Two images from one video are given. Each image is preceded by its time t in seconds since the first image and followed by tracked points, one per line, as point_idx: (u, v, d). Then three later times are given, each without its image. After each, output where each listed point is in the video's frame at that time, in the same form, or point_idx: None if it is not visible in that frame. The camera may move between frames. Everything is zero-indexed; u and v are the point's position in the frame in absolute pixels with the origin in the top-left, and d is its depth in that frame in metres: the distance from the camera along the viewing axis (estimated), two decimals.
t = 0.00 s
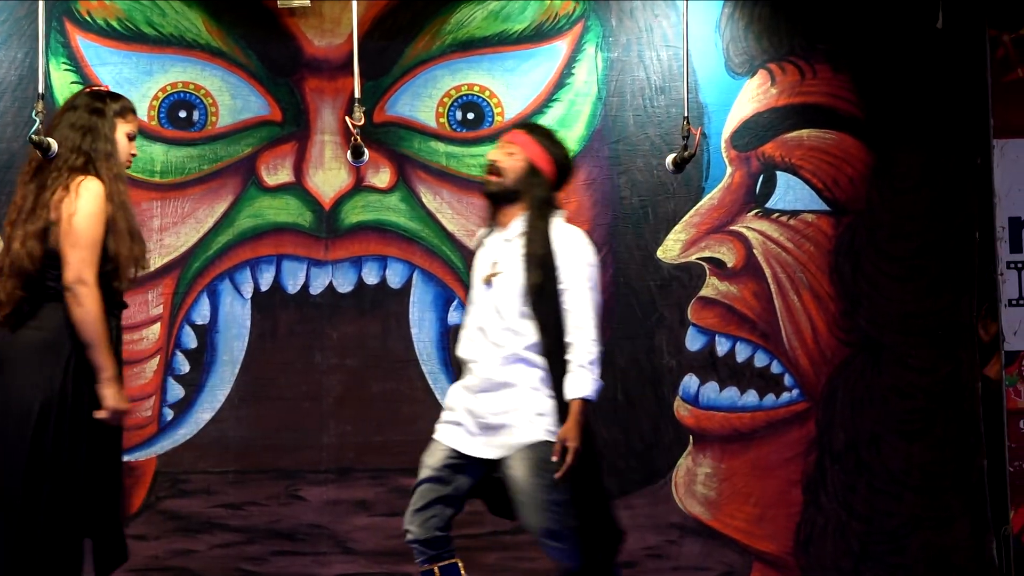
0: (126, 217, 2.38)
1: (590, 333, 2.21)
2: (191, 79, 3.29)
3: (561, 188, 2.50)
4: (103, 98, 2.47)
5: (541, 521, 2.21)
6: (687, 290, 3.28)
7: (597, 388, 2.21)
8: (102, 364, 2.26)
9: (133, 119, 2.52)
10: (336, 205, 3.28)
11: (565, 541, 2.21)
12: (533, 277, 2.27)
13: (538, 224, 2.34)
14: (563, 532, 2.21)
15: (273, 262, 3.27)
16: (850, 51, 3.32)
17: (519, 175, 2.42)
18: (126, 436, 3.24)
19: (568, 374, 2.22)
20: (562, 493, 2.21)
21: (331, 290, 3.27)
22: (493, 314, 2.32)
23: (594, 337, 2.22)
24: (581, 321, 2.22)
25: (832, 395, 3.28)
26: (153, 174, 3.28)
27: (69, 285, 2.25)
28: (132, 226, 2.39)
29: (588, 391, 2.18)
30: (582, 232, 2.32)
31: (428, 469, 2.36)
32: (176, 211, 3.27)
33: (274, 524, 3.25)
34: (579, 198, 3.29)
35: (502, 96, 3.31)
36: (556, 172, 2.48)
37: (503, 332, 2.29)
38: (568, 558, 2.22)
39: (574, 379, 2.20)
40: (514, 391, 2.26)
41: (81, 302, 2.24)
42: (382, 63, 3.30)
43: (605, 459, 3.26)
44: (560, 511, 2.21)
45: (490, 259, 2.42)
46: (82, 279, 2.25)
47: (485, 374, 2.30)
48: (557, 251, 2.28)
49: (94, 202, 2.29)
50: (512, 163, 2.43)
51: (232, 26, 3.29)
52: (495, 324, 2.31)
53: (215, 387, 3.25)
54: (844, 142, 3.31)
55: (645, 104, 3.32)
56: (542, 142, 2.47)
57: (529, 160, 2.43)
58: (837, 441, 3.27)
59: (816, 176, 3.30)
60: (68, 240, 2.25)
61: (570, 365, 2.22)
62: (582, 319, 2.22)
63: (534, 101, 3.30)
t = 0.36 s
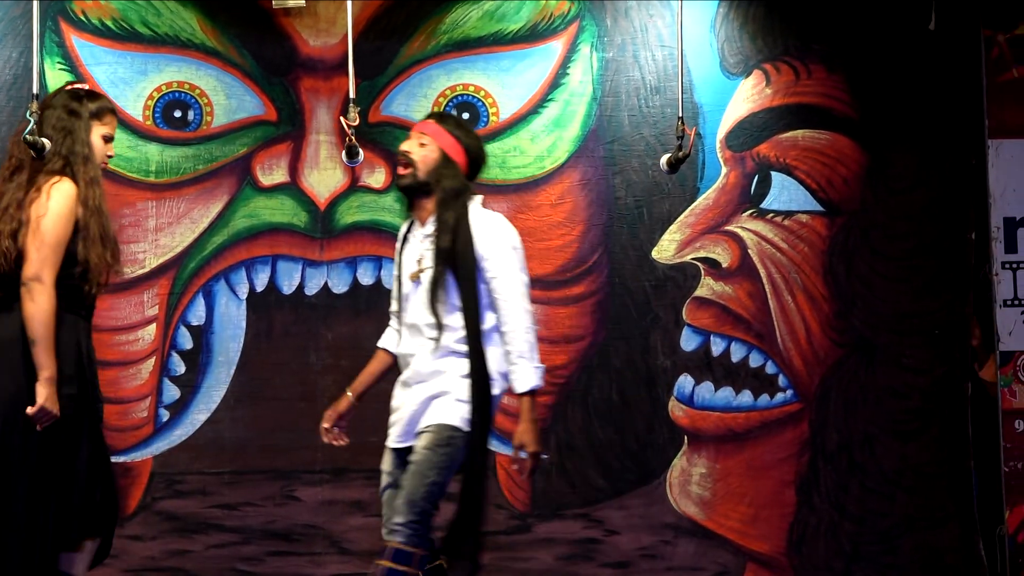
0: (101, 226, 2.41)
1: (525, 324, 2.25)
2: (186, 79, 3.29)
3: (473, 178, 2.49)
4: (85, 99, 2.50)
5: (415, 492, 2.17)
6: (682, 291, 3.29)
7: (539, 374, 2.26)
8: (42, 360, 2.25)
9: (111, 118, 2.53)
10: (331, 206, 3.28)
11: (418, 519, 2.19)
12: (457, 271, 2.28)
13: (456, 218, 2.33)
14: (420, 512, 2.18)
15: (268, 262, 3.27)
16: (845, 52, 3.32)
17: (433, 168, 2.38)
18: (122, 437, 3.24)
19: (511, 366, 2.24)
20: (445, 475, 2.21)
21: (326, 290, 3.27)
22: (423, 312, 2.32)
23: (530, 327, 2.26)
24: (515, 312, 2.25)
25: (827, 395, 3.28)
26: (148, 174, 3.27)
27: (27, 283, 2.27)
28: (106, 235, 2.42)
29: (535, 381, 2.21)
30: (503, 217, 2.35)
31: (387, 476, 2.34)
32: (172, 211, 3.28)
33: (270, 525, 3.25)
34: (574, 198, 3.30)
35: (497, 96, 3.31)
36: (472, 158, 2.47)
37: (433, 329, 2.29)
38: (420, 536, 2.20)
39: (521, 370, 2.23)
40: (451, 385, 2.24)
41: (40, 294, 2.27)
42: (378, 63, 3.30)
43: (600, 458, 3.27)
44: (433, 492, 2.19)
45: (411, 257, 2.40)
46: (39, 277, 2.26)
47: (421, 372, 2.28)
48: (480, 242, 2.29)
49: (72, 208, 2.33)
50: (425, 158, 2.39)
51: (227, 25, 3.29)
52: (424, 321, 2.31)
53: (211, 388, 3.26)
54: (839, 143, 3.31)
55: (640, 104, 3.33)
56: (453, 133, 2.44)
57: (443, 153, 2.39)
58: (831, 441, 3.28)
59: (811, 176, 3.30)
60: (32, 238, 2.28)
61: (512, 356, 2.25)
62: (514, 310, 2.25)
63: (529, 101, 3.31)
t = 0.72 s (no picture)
0: (59, 232, 2.53)
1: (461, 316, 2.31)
2: (188, 73, 3.28)
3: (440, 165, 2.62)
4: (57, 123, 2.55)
5: (370, 496, 2.28)
6: (685, 286, 3.29)
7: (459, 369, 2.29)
8: None
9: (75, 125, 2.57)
10: (334, 200, 3.29)
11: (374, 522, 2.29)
12: (409, 258, 2.39)
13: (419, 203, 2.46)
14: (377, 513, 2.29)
15: (271, 257, 3.27)
16: (848, 48, 3.32)
17: (397, 155, 2.51)
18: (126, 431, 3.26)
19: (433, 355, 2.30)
20: (399, 476, 2.30)
21: (330, 285, 3.28)
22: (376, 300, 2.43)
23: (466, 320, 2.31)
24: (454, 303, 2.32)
25: (829, 391, 3.28)
26: (151, 168, 3.27)
27: None
28: (50, 236, 2.51)
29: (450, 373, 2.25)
30: (465, 212, 2.46)
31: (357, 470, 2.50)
32: (175, 206, 3.28)
33: (273, 519, 3.27)
34: (578, 193, 3.30)
35: (500, 91, 3.30)
36: (437, 147, 2.60)
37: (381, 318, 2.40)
38: (380, 540, 2.31)
39: (439, 360, 2.27)
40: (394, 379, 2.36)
41: None
42: (380, 58, 3.29)
43: (603, 453, 3.28)
44: (387, 492, 2.29)
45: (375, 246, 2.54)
46: None
47: (369, 359, 2.40)
48: (439, 230, 2.39)
49: (14, 207, 2.47)
50: (390, 144, 2.52)
51: (229, 19, 3.28)
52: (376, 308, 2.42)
53: (214, 382, 3.27)
54: (842, 139, 3.31)
55: (644, 99, 3.32)
56: (417, 119, 2.57)
57: (406, 140, 2.53)
58: (834, 437, 3.28)
59: (814, 172, 3.30)
60: None
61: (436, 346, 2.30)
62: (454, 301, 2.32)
63: (532, 96, 3.30)
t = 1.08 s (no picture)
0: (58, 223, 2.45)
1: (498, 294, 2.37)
2: (260, 66, 3.29)
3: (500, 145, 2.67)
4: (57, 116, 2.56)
5: (419, 494, 2.44)
6: (756, 279, 3.28)
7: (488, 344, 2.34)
8: None
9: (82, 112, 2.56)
10: (405, 192, 3.30)
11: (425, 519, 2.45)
12: (458, 235, 2.46)
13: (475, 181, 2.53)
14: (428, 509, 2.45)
15: (343, 249, 3.29)
16: (920, 39, 3.30)
17: (453, 136, 2.59)
18: (199, 424, 3.28)
19: (467, 328, 2.36)
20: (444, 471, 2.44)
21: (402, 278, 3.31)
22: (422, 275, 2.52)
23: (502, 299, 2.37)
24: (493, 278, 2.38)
25: (903, 385, 3.27)
26: (223, 162, 3.29)
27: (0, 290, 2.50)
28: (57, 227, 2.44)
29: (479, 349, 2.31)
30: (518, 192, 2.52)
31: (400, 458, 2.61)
32: (247, 198, 3.30)
33: (347, 511, 3.30)
34: (648, 185, 3.29)
35: (569, 83, 3.29)
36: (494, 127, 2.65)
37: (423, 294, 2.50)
38: (434, 532, 2.47)
39: (470, 333, 2.32)
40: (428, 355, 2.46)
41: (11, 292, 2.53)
42: (449, 50, 3.28)
43: (674, 446, 3.30)
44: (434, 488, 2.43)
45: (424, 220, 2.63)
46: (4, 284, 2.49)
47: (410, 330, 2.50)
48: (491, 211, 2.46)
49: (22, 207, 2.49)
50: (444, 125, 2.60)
51: (300, 13, 3.30)
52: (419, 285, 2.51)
53: (287, 374, 3.30)
54: (913, 130, 3.29)
55: (714, 91, 3.30)
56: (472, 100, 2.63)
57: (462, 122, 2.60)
58: (908, 431, 3.26)
59: (885, 164, 3.29)
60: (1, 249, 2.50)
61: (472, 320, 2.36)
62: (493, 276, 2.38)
63: (601, 89, 3.29)
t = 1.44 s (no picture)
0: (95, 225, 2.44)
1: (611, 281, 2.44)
2: (362, 64, 3.29)
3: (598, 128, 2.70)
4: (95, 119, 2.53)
5: (519, 491, 2.47)
6: (861, 273, 3.28)
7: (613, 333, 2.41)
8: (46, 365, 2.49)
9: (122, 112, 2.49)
10: (507, 188, 3.30)
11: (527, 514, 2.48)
12: (559, 214, 2.51)
13: (570, 161, 2.58)
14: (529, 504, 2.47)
15: (446, 246, 3.30)
16: None
17: (547, 119, 2.65)
18: (304, 420, 3.30)
19: (588, 320, 2.42)
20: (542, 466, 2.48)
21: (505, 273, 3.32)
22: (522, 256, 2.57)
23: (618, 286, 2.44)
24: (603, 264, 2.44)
25: (1009, 379, 3.27)
26: (326, 159, 3.29)
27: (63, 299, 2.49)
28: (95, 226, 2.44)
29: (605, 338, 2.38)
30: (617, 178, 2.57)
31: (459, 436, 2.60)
32: (350, 195, 3.30)
33: (451, 508, 3.32)
34: (751, 180, 3.29)
35: (671, 78, 3.29)
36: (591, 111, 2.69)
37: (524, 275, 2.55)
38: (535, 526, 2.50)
39: (595, 325, 2.39)
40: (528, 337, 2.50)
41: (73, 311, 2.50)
42: (551, 46, 3.28)
43: (779, 441, 3.31)
44: (534, 483, 2.47)
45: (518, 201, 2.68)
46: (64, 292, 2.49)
47: (507, 316, 2.54)
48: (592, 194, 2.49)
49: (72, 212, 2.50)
50: (540, 112, 2.66)
51: (402, 10, 3.30)
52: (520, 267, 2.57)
53: (390, 370, 3.32)
54: (1019, 123, 3.27)
55: (816, 85, 3.29)
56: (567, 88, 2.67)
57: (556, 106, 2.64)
58: (1014, 425, 3.27)
59: (991, 157, 3.27)
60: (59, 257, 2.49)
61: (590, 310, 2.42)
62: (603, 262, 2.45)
63: (703, 83, 3.29)
